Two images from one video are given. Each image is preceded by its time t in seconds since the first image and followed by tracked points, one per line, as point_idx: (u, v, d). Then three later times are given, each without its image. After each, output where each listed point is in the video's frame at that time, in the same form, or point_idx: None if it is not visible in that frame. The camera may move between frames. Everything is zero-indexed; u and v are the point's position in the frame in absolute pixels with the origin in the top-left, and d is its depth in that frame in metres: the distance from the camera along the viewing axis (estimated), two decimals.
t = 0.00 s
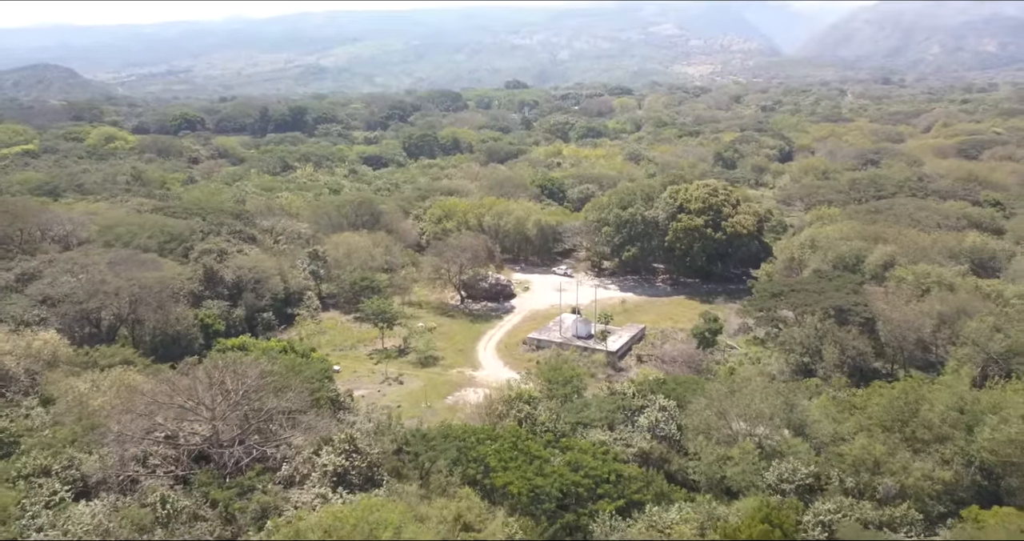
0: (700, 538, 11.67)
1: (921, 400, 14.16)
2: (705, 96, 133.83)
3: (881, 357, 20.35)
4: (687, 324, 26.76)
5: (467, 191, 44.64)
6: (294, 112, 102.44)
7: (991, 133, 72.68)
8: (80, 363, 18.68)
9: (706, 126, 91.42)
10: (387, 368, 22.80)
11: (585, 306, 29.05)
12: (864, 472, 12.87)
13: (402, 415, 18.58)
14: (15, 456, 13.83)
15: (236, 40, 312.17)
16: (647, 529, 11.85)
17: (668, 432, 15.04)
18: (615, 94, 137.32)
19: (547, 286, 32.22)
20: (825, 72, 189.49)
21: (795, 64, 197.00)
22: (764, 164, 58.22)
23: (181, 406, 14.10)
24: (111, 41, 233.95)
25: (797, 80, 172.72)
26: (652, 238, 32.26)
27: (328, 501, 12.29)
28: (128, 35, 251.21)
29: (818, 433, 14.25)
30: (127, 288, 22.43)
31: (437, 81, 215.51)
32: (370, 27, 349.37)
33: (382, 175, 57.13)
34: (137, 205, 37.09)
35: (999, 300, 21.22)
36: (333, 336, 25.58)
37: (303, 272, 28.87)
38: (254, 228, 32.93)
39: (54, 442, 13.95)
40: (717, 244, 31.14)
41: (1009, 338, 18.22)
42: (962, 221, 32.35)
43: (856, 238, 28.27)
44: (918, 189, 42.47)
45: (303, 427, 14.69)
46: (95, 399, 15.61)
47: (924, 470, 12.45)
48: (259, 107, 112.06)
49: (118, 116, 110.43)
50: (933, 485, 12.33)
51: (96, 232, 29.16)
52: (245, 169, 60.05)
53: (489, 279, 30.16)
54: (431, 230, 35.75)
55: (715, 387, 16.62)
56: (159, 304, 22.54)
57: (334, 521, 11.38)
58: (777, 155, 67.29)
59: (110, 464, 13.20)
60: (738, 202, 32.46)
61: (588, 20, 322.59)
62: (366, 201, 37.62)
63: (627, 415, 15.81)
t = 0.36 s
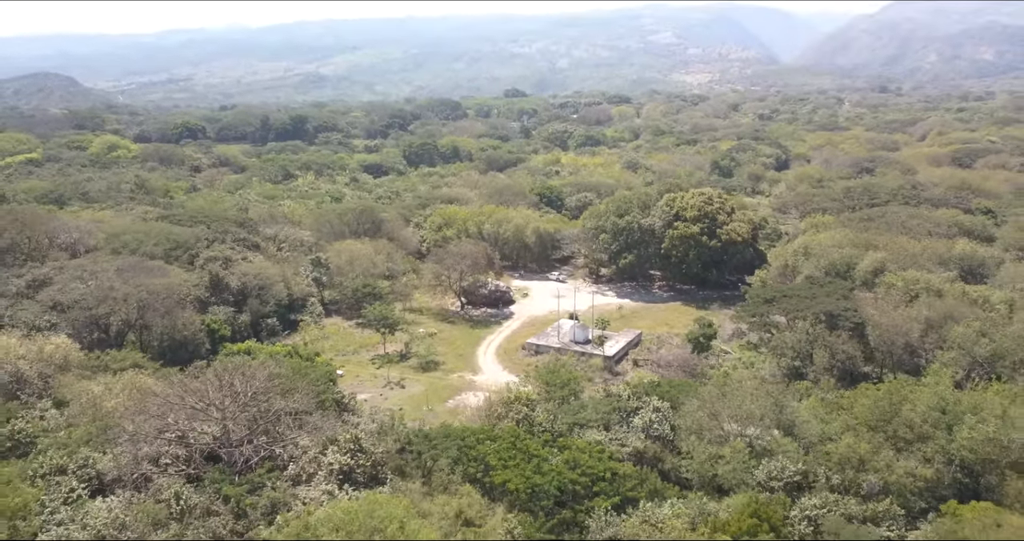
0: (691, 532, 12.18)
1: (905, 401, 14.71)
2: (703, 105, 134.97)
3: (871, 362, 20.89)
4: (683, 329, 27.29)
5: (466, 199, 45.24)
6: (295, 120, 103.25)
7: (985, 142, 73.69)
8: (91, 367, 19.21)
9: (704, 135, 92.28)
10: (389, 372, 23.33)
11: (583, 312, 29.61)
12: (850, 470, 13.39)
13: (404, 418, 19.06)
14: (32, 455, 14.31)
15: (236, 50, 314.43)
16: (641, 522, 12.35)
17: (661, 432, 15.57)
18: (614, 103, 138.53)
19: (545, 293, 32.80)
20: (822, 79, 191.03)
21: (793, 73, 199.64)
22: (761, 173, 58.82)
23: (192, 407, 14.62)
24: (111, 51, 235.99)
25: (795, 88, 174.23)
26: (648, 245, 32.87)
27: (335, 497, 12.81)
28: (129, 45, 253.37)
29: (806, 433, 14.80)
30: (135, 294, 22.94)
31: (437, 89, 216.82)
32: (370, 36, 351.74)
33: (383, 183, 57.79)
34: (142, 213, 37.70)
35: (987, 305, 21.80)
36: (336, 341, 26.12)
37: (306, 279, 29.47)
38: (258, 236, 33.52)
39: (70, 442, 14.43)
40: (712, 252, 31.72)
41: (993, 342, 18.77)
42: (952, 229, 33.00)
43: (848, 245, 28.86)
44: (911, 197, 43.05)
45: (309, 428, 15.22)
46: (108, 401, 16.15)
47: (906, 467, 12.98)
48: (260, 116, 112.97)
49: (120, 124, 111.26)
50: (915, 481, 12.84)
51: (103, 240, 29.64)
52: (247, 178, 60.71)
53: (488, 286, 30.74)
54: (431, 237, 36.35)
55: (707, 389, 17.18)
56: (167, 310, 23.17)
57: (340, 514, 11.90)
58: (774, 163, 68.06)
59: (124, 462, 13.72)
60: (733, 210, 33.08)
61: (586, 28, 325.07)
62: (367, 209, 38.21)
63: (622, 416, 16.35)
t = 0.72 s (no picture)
0: (683, 527, 12.67)
1: (889, 404, 15.31)
2: (702, 113, 136.07)
3: (862, 367, 21.39)
4: (679, 336, 27.84)
5: (466, 208, 45.87)
6: (297, 129, 104.05)
7: (980, 150, 74.62)
8: (103, 372, 19.76)
9: (702, 144, 93.06)
10: (392, 377, 23.85)
11: (582, 318, 30.17)
12: (837, 469, 13.92)
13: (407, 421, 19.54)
14: (49, 455, 14.83)
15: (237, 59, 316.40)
16: (636, 518, 12.85)
17: (656, 433, 16.12)
18: (614, 111, 139.71)
19: (545, 300, 33.36)
20: (821, 88, 192.37)
21: (792, 83, 201.97)
22: (758, 182, 59.44)
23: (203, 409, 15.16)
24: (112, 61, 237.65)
25: (793, 97, 175.67)
26: (646, 253, 33.46)
27: (342, 495, 13.32)
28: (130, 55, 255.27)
29: (796, 434, 15.35)
30: (145, 301, 23.55)
31: (437, 98, 218.13)
32: (370, 45, 353.92)
33: (384, 192, 58.46)
34: (148, 222, 38.28)
35: (975, 312, 22.37)
36: (339, 347, 26.67)
37: (310, 286, 30.04)
38: (262, 244, 34.11)
39: (86, 443, 14.95)
40: (708, 260, 32.28)
41: (980, 347, 19.28)
42: (944, 237, 33.61)
43: (841, 253, 29.46)
44: (905, 206, 43.59)
45: (315, 431, 15.78)
46: (122, 405, 16.72)
47: (890, 466, 13.49)
48: (262, 125, 113.88)
49: (122, 133, 111.97)
50: (899, 480, 13.35)
51: (111, 248, 30.19)
52: (250, 187, 61.34)
53: (489, 292, 31.27)
54: (432, 245, 36.91)
55: (701, 393, 17.77)
56: (175, 317, 23.66)
57: (346, 510, 12.41)
58: (771, 171, 68.80)
59: (138, 462, 14.26)
60: (729, 218, 33.63)
61: (586, 37, 327.56)
62: (369, 218, 38.84)
63: (619, 418, 16.92)
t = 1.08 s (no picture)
0: (676, 525, 13.20)
1: (876, 409, 15.87)
2: (700, 122, 137.07)
3: (853, 374, 21.94)
4: (676, 343, 28.37)
5: (467, 217, 46.49)
6: (298, 138, 104.78)
7: (976, 160, 75.30)
8: (114, 378, 20.31)
9: (700, 153, 93.88)
10: (394, 384, 24.37)
11: (580, 326, 30.72)
12: (824, 470, 14.47)
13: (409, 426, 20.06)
14: (66, 458, 15.37)
15: (239, 68, 318.22)
16: (630, 517, 13.38)
17: (651, 437, 16.66)
18: (613, 121, 140.75)
19: (544, 307, 33.91)
20: (818, 97, 193.64)
21: (791, 92, 203.24)
22: (755, 191, 60.07)
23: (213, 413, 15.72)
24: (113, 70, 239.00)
25: (792, 106, 176.82)
26: (643, 262, 34.04)
27: (348, 495, 13.86)
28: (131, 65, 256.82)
29: (786, 438, 15.90)
30: (153, 309, 24.12)
31: (437, 107, 219.42)
32: (371, 54, 355.84)
33: (386, 201, 59.11)
34: (154, 231, 38.86)
35: (963, 319, 22.90)
36: (342, 354, 27.21)
37: (313, 294, 30.61)
38: (267, 253, 34.70)
39: (100, 446, 15.50)
40: (704, 268, 32.85)
41: (967, 354, 19.84)
42: (936, 245, 34.20)
43: (835, 262, 30.05)
44: (899, 215, 44.19)
45: (322, 434, 16.33)
46: (135, 409, 17.27)
47: (876, 468, 14.04)
48: (263, 134, 114.80)
49: (125, 142, 112.75)
50: (884, 481, 13.89)
51: (118, 257, 30.76)
52: (252, 196, 61.94)
53: (489, 301, 31.88)
54: (433, 254, 37.51)
55: (695, 398, 18.32)
56: (182, 324, 24.24)
57: (352, 509, 12.95)
58: (768, 181, 69.47)
59: (152, 464, 14.80)
60: (725, 228, 34.24)
61: (585, 46, 329.35)
62: (371, 228, 39.46)
63: (615, 422, 17.47)
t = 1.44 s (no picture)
0: (670, 525, 13.72)
1: (864, 415, 16.43)
2: (699, 131, 138.06)
3: (845, 380, 22.50)
4: (673, 350, 28.93)
5: (467, 226, 47.15)
6: (300, 147, 105.49)
7: (972, 169, 76.11)
8: (124, 384, 20.85)
9: (699, 162, 94.60)
10: (397, 391, 24.91)
11: (579, 333, 31.30)
12: (813, 473, 15.02)
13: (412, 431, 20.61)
14: (82, 462, 15.92)
15: (240, 77, 319.93)
16: (625, 517, 13.92)
17: (647, 441, 17.21)
18: (613, 130, 141.72)
19: (543, 315, 34.51)
20: (817, 106, 194.74)
21: (790, 101, 204.50)
22: (752, 200, 60.72)
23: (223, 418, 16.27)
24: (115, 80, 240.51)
25: (790, 115, 178.01)
26: (641, 270, 34.65)
27: (354, 496, 14.41)
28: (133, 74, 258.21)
29: (777, 442, 16.45)
30: (161, 318, 24.65)
31: (438, 116, 220.61)
32: (372, 63, 357.77)
33: (387, 210, 59.78)
34: (159, 241, 39.46)
35: (953, 327, 23.44)
36: (346, 361, 27.77)
37: (317, 303, 31.19)
38: (271, 262, 35.28)
39: (114, 450, 16.04)
40: (701, 277, 33.43)
41: (955, 361, 20.40)
42: (929, 254, 34.81)
43: (828, 271, 30.67)
44: (894, 225, 44.77)
45: (328, 439, 16.89)
46: (146, 415, 17.83)
47: (862, 471, 14.60)
48: (265, 143, 115.68)
49: (127, 151, 113.52)
50: (870, 482, 14.46)
51: (125, 267, 31.35)
52: (255, 205, 62.65)
53: (489, 309, 32.46)
54: (435, 263, 38.15)
55: (689, 404, 18.88)
56: (190, 332, 24.74)
57: (358, 509, 13.50)
58: (766, 190, 70.22)
59: (164, 467, 15.36)
60: (722, 237, 34.84)
61: (585, 55, 331.14)
62: (374, 237, 40.05)
63: (612, 428, 18.03)
